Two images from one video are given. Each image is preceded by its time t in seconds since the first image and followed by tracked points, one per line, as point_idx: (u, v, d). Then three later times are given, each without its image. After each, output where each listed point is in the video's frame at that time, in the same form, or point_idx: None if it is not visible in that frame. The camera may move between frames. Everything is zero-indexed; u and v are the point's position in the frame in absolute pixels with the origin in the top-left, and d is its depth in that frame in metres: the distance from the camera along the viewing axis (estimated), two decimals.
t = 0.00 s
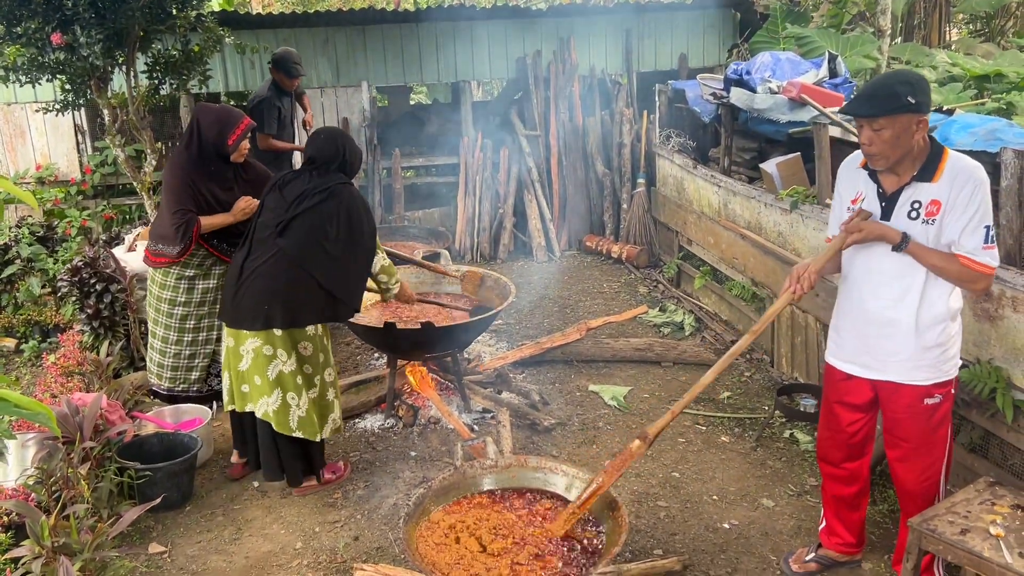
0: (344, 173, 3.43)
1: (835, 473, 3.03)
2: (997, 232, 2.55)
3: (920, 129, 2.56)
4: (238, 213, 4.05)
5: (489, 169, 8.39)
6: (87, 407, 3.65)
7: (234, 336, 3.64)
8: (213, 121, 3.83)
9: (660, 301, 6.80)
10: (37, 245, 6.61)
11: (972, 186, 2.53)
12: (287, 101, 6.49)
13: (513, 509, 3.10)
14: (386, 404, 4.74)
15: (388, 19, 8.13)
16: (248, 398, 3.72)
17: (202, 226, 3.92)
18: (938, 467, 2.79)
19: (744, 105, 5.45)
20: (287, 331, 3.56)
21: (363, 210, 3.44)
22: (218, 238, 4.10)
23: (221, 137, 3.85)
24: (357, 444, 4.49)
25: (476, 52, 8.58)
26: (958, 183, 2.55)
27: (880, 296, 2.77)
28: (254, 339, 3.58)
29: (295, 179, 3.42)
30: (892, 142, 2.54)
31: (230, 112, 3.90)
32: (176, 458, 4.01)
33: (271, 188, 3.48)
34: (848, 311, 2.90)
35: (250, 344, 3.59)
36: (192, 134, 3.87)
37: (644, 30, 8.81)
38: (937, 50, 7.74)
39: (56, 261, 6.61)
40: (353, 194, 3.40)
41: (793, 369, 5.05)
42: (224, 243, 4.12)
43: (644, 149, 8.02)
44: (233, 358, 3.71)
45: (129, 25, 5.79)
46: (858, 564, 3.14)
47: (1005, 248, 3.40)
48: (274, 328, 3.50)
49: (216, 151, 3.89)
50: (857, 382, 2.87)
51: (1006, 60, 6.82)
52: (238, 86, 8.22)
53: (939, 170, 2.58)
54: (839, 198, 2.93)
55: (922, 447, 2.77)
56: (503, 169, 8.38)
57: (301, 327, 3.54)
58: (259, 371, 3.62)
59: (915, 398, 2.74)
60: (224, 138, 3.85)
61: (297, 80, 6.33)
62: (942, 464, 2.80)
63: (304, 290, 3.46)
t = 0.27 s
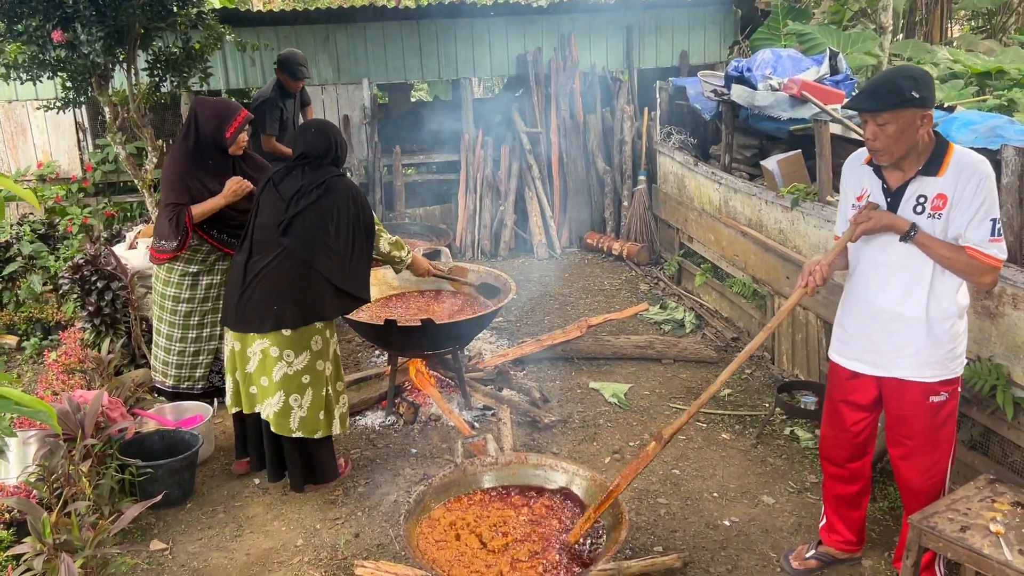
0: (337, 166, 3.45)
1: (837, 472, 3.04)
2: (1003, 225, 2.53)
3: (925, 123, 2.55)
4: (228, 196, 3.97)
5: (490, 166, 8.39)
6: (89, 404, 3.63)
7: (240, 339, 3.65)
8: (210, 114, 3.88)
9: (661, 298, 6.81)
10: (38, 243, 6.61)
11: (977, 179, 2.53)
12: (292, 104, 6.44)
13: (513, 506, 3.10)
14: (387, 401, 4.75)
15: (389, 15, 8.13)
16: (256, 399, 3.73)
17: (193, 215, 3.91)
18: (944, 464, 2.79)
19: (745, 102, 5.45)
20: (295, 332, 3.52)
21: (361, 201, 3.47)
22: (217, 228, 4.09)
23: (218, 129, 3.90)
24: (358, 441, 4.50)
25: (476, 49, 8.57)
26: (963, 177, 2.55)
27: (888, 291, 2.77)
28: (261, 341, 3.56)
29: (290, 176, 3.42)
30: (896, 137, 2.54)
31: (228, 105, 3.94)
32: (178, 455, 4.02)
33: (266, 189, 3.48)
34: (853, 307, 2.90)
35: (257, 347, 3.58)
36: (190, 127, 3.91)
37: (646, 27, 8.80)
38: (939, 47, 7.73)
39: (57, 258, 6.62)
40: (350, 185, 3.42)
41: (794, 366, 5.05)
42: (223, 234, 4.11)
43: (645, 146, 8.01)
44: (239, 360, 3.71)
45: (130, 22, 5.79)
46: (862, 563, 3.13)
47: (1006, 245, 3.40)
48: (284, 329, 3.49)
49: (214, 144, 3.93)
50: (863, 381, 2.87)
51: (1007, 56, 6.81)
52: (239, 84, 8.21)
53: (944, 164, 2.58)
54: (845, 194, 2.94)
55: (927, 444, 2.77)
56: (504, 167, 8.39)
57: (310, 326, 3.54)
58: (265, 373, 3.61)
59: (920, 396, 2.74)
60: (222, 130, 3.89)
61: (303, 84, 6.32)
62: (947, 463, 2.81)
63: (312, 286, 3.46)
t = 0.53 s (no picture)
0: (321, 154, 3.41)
1: (838, 472, 3.03)
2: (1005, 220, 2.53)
3: (923, 121, 2.54)
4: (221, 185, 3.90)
5: (491, 165, 8.38)
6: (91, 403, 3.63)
7: (250, 344, 3.62)
8: (213, 110, 3.85)
9: (662, 296, 6.81)
10: (40, 241, 6.61)
11: (977, 175, 2.52)
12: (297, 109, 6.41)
13: (515, 505, 3.09)
14: (388, 400, 4.75)
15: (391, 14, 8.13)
16: (265, 407, 3.70)
17: (190, 208, 3.88)
18: (947, 462, 2.79)
19: (747, 100, 5.45)
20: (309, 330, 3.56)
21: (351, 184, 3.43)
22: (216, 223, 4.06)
23: (222, 125, 3.87)
24: (360, 440, 4.50)
25: (478, 47, 8.57)
26: (964, 174, 2.55)
27: (890, 292, 2.77)
28: (275, 344, 3.57)
29: (275, 176, 3.39)
30: (895, 135, 2.53)
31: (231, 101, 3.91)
32: (179, 453, 4.02)
33: (253, 192, 3.44)
34: (855, 310, 2.90)
35: (271, 350, 3.58)
36: (194, 122, 3.88)
37: (647, 24, 8.79)
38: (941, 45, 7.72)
39: (58, 256, 6.62)
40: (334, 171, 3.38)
41: (796, 364, 5.04)
42: (222, 229, 4.08)
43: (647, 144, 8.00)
44: (248, 366, 3.69)
45: (131, 21, 5.79)
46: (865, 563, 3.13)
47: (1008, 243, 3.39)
48: (297, 328, 3.49)
49: (217, 139, 3.91)
50: (865, 381, 2.87)
51: (1010, 54, 6.80)
52: (240, 82, 8.22)
53: (944, 161, 2.57)
54: (844, 194, 2.93)
55: (929, 444, 2.77)
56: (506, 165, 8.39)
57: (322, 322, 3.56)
58: (281, 376, 3.61)
59: (924, 394, 2.73)
60: (225, 126, 3.87)
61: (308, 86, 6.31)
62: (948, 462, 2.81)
63: (318, 280, 3.44)
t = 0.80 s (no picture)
0: (311, 149, 3.39)
1: (839, 471, 3.03)
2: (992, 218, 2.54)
3: (911, 121, 2.54)
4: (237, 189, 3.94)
5: (493, 164, 8.38)
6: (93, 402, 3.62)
7: (250, 343, 3.60)
8: (233, 112, 3.87)
9: (664, 296, 6.81)
10: (42, 240, 6.62)
11: (967, 172, 2.53)
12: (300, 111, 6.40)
13: (517, 505, 3.09)
14: (390, 399, 4.75)
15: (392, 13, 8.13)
16: (267, 407, 3.67)
17: (206, 209, 3.88)
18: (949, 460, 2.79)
19: (749, 99, 5.44)
20: (308, 326, 3.54)
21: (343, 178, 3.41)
22: (223, 224, 4.06)
23: (245, 127, 3.92)
24: (362, 439, 4.50)
25: (479, 46, 8.57)
26: (954, 171, 2.55)
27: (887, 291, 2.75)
28: (273, 343, 3.54)
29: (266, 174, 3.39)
30: (883, 134, 2.54)
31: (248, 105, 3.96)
32: (181, 452, 4.03)
33: (246, 190, 3.45)
34: (852, 310, 2.88)
35: (269, 349, 3.55)
36: (214, 122, 3.86)
37: (649, 23, 8.78)
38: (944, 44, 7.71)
39: (61, 255, 6.63)
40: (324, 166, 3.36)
41: (798, 364, 5.03)
42: (229, 230, 4.10)
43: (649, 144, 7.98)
44: (249, 366, 3.66)
45: (133, 20, 5.80)
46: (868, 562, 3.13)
47: (1011, 242, 3.39)
48: (296, 325, 3.51)
49: (234, 141, 3.93)
50: (866, 379, 2.86)
51: (1013, 53, 6.79)
52: (242, 81, 8.23)
53: (934, 159, 2.58)
54: (835, 196, 2.89)
55: (931, 441, 2.76)
56: (507, 164, 8.39)
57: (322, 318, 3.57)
58: (280, 375, 3.58)
59: (925, 392, 2.73)
60: (249, 129, 3.94)
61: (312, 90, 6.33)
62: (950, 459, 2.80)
63: (313, 276, 3.45)
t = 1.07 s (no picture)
0: (325, 155, 3.35)
1: (844, 466, 3.03)
2: (967, 215, 2.51)
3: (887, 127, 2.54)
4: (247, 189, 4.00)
5: (495, 164, 8.38)
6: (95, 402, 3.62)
7: (244, 341, 3.62)
8: (242, 112, 3.91)
9: (666, 296, 6.80)
10: (44, 240, 6.62)
11: (949, 171, 2.53)
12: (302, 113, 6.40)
13: (518, 504, 3.09)
14: (392, 399, 4.75)
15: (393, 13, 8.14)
16: (259, 403, 3.71)
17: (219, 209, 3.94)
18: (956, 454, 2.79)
19: (751, 99, 5.44)
20: (302, 326, 3.56)
21: (356, 186, 3.39)
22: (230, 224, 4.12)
23: (252, 128, 3.96)
24: (363, 439, 4.51)
25: (481, 46, 8.57)
26: (936, 172, 2.55)
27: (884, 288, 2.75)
28: (267, 340, 3.57)
29: (276, 171, 3.32)
30: (862, 141, 2.54)
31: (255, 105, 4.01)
32: (183, 452, 4.03)
33: (253, 185, 3.37)
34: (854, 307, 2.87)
35: (263, 347, 3.59)
36: (221, 123, 3.89)
37: (651, 24, 8.78)
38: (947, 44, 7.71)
39: (63, 255, 6.63)
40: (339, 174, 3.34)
41: (800, 364, 5.03)
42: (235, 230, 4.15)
43: (651, 144, 7.96)
44: (243, 362, 3.69)
45: (134, 20, 5.81)
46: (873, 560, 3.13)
47: (1013, 243, 3.38)
48: (291, 324, 3.51)
49: (242, 141, 3.97)
50: (871, 376, 2.85)
51: (1016, 53, 6.78)
52: (244, 81, 8.23)
53: (916, 162, 2.58)
54: (822, 208, 2.88)
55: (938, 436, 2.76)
56: (509, 164, 8.38)
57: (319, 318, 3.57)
58: (272, 372, 3.61)
59: (931, 387, 2.73)
60: (256, 130, 3.98)
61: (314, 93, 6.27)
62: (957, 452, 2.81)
63: (316, 277, 3.44)
